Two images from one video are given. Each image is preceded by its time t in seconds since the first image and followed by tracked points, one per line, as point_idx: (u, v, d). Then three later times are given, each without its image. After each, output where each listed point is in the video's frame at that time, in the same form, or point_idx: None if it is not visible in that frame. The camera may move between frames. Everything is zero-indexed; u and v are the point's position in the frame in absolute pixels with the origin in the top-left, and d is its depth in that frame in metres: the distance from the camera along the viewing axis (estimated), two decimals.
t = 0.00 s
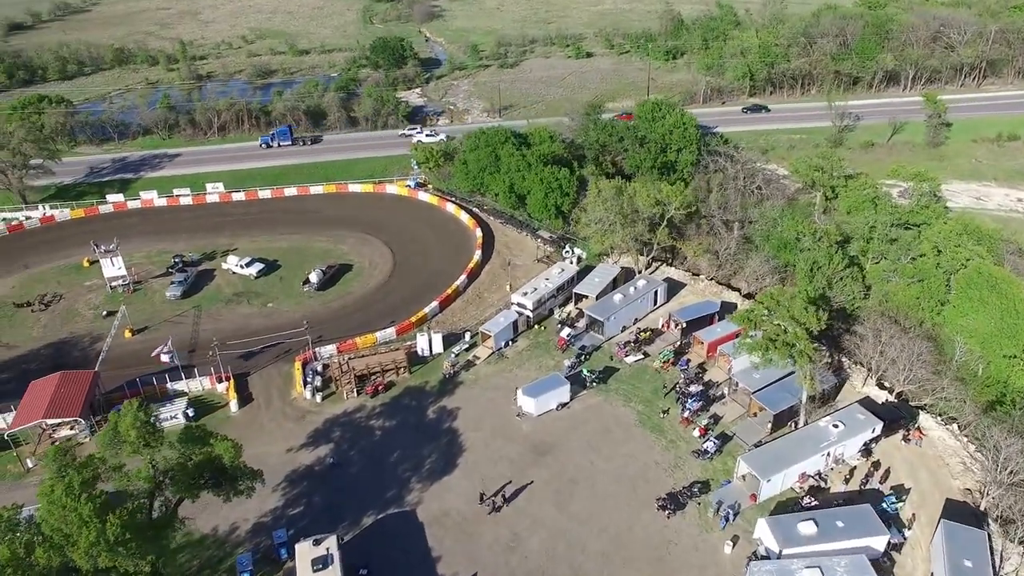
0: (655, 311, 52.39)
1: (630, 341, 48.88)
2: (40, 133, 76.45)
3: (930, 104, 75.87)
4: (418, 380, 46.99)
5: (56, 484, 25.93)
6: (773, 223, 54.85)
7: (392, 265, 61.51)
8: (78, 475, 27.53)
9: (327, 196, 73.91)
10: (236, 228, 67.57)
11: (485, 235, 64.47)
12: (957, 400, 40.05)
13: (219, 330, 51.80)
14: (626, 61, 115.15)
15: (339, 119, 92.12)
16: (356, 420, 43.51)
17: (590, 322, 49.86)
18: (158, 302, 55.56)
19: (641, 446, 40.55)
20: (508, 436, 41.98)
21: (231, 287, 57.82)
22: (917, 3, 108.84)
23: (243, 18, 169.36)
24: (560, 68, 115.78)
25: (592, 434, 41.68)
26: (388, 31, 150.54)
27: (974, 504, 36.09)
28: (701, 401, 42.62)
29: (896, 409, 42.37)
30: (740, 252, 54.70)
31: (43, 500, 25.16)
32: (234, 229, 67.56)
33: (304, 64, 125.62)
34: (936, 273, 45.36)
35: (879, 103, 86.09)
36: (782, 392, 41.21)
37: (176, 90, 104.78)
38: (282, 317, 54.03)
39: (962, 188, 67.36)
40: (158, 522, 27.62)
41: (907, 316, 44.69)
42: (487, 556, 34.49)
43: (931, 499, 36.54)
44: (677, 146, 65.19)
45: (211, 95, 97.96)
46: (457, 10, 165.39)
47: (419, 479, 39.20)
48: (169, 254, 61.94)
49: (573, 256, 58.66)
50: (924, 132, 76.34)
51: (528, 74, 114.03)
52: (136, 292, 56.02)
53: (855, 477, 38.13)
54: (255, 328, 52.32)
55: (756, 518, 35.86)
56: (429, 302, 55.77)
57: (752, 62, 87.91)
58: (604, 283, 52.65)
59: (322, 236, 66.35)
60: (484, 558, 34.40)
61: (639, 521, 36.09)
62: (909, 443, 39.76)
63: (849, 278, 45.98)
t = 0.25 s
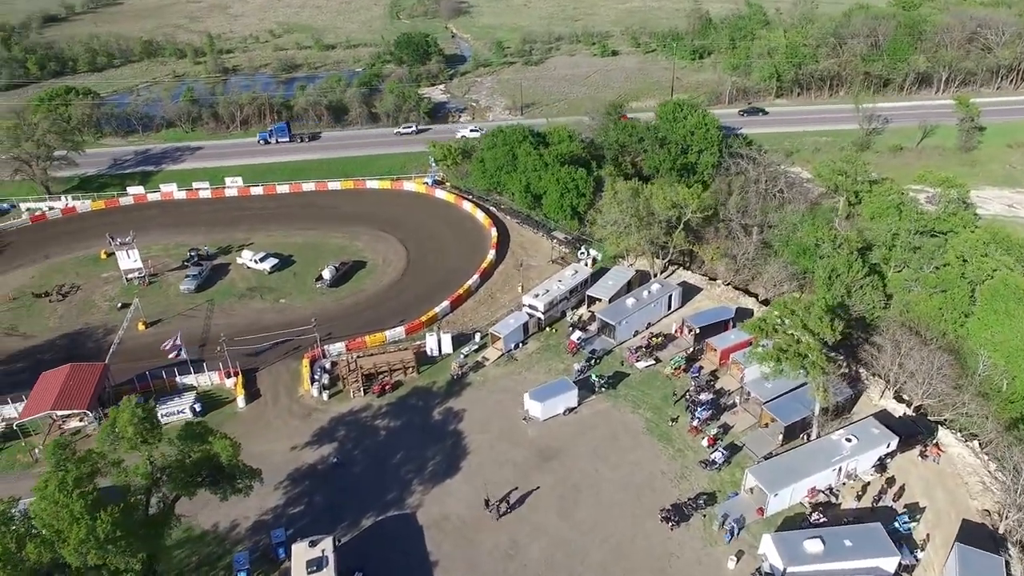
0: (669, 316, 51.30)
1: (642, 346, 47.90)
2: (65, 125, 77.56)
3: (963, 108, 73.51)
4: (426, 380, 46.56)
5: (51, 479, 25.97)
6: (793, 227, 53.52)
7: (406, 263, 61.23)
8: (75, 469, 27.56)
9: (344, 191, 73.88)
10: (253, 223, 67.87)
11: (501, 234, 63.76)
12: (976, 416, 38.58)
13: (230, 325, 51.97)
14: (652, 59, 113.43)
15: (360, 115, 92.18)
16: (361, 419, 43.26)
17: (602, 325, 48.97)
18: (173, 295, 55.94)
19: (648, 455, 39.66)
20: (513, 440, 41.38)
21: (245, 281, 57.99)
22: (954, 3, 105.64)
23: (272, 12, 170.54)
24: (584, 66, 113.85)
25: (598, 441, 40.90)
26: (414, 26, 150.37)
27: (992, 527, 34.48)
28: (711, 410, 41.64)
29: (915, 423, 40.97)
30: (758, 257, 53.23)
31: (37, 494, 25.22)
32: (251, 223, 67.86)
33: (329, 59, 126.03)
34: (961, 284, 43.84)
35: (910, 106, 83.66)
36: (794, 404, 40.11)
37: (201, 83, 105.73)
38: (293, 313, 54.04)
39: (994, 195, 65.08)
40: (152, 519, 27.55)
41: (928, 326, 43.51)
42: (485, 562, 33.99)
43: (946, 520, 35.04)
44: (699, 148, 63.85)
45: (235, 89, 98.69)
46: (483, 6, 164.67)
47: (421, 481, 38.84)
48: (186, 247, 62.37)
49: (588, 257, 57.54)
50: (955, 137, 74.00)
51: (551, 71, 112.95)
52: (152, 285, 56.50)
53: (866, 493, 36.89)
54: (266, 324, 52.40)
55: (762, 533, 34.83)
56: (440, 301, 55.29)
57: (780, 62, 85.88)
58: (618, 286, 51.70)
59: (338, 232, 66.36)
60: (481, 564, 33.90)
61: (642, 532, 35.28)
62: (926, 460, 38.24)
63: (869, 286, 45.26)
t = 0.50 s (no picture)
0: (684, 322, 50.11)
1: (655, 353, 46.83)
2: (93, 117, 78.71)
3: (1000, 113, 70.90)
4: (435, 382, 46.08)
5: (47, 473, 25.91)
6: (814, 234, 51.94)
7: (421, 262, 60.87)
8: (73, 463, 27.61)
9: (364, 188, 73.76)
10: (272, 218, 68.07)
11: (518, 235, 62.91)
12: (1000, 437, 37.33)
13: (243, 320, 52.04)
14: (680, 60, 111.52)
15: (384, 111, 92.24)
16: (368, 419, 42.85)
17: (615, 331, 48.01)
18: (189, 288, 56.26)
19: (657, 466, 38.65)
20: (520, 445, 40.63)
21: (261, 277, 58.09)
22: (995, 4, 102.10)
23: (303, 7, 171.56)
24: (610, 68, 110.77)
25: (606, 449, 39.98)
26: (442, 23, 149.98)
27: (1013, 553, 32.80)
28: (722, 421, 40.53)
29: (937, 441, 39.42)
30: (779, 265, 51.83)
31: (33, 488, 25.13)
32: (270, 218, 68.06)
33: (356, 55, 126.29)
34: (988, 297, 41.72)
35: (945, 111, 80.98)
36: (807, 417, 38.81)
37: (228, 77, 106.63)
38: (306, 310, 53.96)
39: None
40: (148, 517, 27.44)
41: (951, 340, 41.56)
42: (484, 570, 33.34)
43: (964, 544, 33.37)
44: (722, 151, 62.52)
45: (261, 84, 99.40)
46: (513, 4, 163.75)
47: (425, 484, 38.31)
48: (204, 241, 62.75)
49: (604, 260, 56.36)
50: (991, 143, 71.45)
51: (578, 70, 111.61)
52: (169, 278, 56.93)
53: (879, 512, 35.49)
54: (279, 320, 52.37)
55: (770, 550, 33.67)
56: (454, 301, 54.68)
57: (810, 64, 83.68)
58: (633, 291, 50.70)
59: (354, 229, 66.18)
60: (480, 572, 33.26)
61: (647, 545, 34.32)
62: (945, 479, 36.59)
63: (890, 297, 43.24)
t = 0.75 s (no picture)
0: (699, 331, 48.93)
1: (669, 362, 45.75)
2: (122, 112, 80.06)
3: None
4: (444, 385, 45.50)
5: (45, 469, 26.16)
6: (835, 245, 50.26)
7: (438, 262, 60.48)
8: (72, 458, 27.90)
9: (385, 186, 73.67)
10: (292, 214, 68.33)
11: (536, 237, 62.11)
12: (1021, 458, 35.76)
13: (257, 316, 52.18)
14: (710, 62, 109.53)
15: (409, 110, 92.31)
16: (375, 420, 42.44)
17: (629, 338, 47.04)
18: (207, 283, 56.69)
19: (664, 478, 37.67)
20: (527, 452, 39.86)
21: (278, 273, 58.26)
22: None
23: (336, 4, 172.72)
24: (640, 67, 110.23)
25: (612, 459, 39.06)
26: (473, 21, 149.52)
27: None
28: (732, 434, 39.37)
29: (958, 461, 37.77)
30: (800, 275, 50.14)
31: (29, 484, 25.37)
32: (291, 214, 68.35)
33: (385, 52, 126.62)
34: (1014, 313, 39.28)
35: (983, 119, 78.11)
36: (819, 433, 37.51)
37: (258, 73, 107.73)
38: (321, 308, 53.95)
39: None
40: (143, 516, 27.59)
41: (974, 358, 39.84)
42: None
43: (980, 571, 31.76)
44: (746, 156, 61.26)
45: (289, 81, 100.15)
46: (544, 3, 162.64)
47: (427, 488, 37.80)
48: (224, 236, 63.28)
49: (622, 265, 55.79)
50: None
51: (606, 70, 110.10)
52: (187, 273, 57.50)
53: (893, 534, 34.03)
54: (293, 317, 52.35)
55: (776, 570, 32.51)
56: (467, 303, 54.01)
57: (842, 68, 81.45)
58: (649, 298, 49.68)
59: (373, 228, 65.97)
60: None
61: (649, 561, 33.37)
62: (963, 502, 35.04)
63: (912, 311, 41.87)
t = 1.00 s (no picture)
0: (714, 340, 47.72)
1: (682, 372, 44.62)
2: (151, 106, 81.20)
3: None
4: (452, 389, 44.74)
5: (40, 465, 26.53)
6: (858, 255, 48.87)
7: (453, 264, 59.92)
8: (71, 453, 28.08)
9: (406, 185, 73.38)
10: (312, 211, 68.45)
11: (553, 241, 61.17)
12: None
13: (271, 313, 52.20)
14: (741, 66, 107.32)
15: (434, 109, 92.10)
16: (380, 422, 41.97)
17: (642, 346, 46.02)
18: (224, 278, 56.95)
19: (670, 491, 36.68)
20: (532, 460, 39.01)
21: (294, 270, 58.29)
22: None
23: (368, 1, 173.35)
24: (669, 70, 108.47)
25: (618, 471, 38.07)
26: (503, 20, 148.67)
27: None
28: (742, 448, 38.18)
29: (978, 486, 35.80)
30: (822, 285, 49.22)
31: (23, 480, 25.75)
32: (310, 211, 68.48)
33: (414, 50, 126.55)
34: None
35: None
36: (831, 450, 36.19)
37: (287, 70, 108.49)
38: (334, 307, 53.76)
39: None
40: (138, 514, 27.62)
41: (999, 379, 37.78)
42: None
43: None
44: (769, 163, 60.06)
45: (317, 78, 100.65)
46: (576, 3, 161.03)
47: (429, 494, 37.23)
48: (244, 232, 63.68)
49: (639, 271, 54.65)
50: None
51: (634, 72, 108.34)
52: (205, 268, 57.96)
53: (905, 559, 32.54)
54: (306, 315, 52.23)
55: None
56: (480, 306, 53.14)
57: (874, 75, 79.16)
58: (665, 305, 48.66)
59: (390, 227, 65.62)
60: None
61: None
62: (980, 528, 33.59)
63: (934, 326, 40.78)
